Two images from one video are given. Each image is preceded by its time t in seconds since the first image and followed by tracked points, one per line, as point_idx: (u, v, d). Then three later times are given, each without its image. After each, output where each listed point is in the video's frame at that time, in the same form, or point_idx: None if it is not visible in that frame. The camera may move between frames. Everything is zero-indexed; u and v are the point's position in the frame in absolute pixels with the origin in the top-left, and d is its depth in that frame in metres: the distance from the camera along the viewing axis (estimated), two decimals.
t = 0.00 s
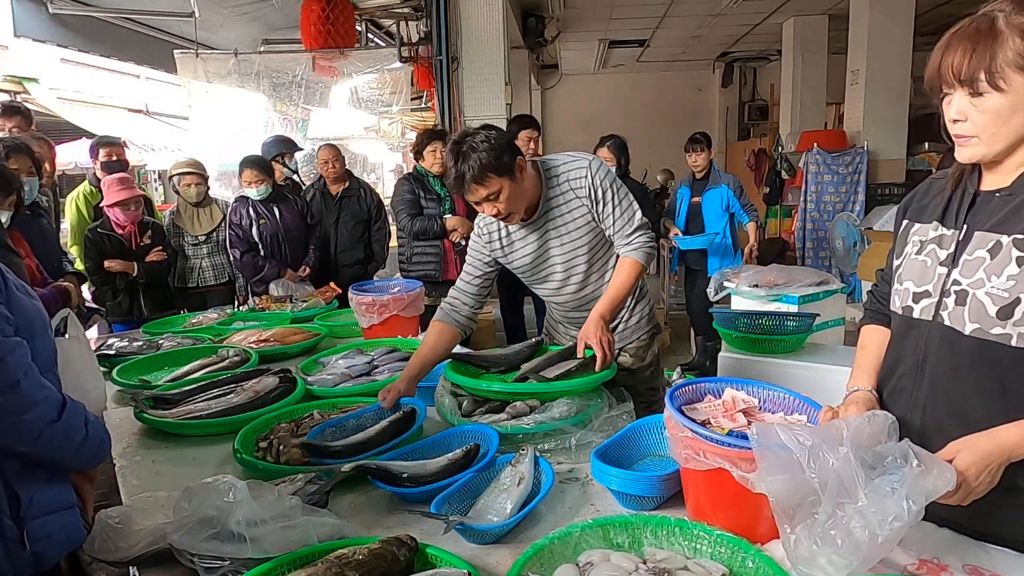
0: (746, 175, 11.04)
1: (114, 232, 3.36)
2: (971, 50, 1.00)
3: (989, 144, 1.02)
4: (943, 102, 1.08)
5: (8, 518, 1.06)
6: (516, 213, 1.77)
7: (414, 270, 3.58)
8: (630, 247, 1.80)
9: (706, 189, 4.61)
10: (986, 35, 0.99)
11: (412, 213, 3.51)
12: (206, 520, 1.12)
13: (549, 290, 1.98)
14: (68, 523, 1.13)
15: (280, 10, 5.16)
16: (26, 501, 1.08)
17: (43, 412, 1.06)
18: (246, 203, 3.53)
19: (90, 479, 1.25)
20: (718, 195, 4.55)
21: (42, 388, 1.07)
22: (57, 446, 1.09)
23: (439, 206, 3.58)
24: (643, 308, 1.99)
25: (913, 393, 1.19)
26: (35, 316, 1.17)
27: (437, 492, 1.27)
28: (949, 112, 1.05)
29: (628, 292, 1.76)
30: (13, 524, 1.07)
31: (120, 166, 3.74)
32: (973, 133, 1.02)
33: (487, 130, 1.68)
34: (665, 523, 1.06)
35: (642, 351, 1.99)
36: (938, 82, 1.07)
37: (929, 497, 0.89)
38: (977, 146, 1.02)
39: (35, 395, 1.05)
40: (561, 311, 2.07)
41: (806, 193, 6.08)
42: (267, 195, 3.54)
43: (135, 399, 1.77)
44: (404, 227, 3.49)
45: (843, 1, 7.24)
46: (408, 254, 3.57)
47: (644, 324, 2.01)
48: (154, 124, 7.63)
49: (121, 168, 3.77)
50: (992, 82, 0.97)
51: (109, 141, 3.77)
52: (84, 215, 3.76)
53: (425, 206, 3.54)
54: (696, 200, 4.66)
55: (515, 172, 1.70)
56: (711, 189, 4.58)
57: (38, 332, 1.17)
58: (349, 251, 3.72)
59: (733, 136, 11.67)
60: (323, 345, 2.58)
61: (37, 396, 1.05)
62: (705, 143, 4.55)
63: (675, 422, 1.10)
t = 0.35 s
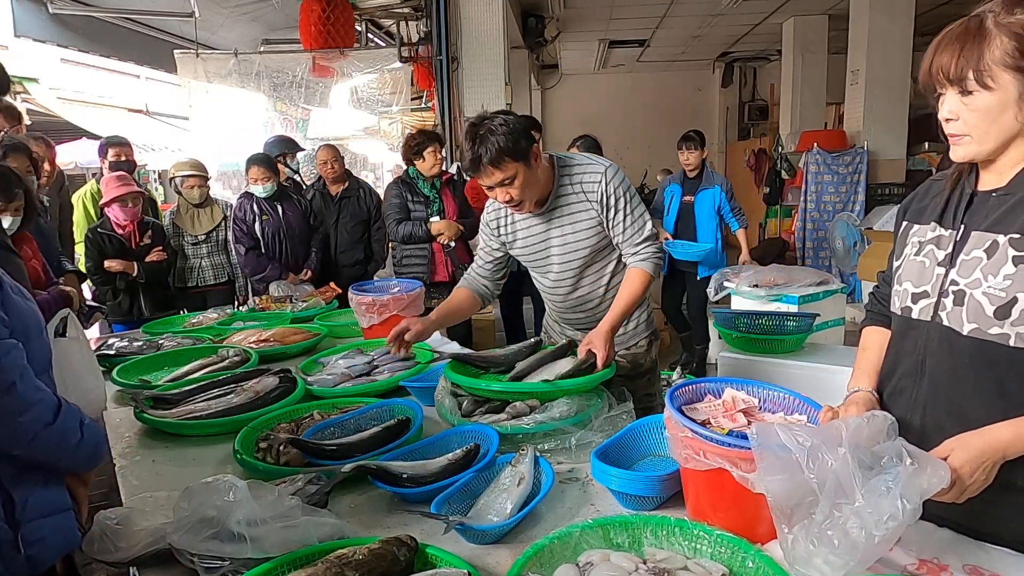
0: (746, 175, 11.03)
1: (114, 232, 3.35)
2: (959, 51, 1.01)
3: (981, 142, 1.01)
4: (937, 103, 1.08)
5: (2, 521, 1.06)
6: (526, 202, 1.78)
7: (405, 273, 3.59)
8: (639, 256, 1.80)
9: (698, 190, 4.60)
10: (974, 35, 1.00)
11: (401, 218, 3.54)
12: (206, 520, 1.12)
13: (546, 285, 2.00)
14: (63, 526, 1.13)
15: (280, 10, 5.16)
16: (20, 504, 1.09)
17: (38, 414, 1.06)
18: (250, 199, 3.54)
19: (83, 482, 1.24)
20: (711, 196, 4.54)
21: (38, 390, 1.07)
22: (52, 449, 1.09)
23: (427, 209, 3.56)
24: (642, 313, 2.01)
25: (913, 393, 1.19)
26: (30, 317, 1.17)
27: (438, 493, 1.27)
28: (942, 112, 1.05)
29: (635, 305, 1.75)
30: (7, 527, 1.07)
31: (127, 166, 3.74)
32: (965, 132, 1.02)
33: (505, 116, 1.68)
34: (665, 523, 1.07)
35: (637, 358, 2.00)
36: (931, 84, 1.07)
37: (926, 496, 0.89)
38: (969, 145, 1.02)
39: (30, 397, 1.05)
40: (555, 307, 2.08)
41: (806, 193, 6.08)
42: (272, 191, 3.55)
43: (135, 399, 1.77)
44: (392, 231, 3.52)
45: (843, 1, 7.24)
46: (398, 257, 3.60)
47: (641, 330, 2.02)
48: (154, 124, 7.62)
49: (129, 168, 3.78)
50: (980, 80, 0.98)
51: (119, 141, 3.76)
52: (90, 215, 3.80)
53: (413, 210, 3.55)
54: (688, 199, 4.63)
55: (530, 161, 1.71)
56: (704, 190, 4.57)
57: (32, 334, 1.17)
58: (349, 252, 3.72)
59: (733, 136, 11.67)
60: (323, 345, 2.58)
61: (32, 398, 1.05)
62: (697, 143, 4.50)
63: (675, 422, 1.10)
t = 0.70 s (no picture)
0: (746, 175, 11.03)
1: (114, 232, 3.35)
2: (958, 50, 1.01)
3: (981, 142, 1.01)
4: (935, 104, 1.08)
5: (6, 521, 1.06)
6: (545, 195, 1.78)
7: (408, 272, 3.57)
8: (632, 278, 1.71)
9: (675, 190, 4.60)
10: (972, 35, 1.00)
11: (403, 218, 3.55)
12: (206, 520, 1.12)
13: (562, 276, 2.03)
14: (64, 527, 1.13)
15: (280, 10, 5.16)
16: (24, 504, 1.09)
17: (42, 414, 1.07)
18: (254, 197, 3.54)
19: (83, 482, 1.24)
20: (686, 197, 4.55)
21: (43, 390, 1.07)
22: (55, 449, 1.09)
23: (428, 208, 3.55)
24: (651, 318, 1.99)
25: (913, 393, 1.19)
26: (32, 317, 1.17)
27: (437, 493, 1.27)
28: (941, 113, 1.05)
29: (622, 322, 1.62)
30: (11, 527, 1.07)
31: (133, 167, 3.76)
32: (965, 131, 1.02)
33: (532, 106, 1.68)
34: (665, 523, 1.06)
35: (641, 363, 2.00)
36: (929, 84, 1.07)
37: (925, 496, 0.89)
38: (969, 144, 1.02)
39: (35, 396, 1.05)
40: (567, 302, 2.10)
41: (807, 193, 6.09)
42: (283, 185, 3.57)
43: (136, 399, 1.77)
44: (394, 231, 3.54)
45: (843, 1, 7.24)
46: (402, 256, 3.58)
47: (648, 334, 2.00)
48: (154, 123, 7.61)
49: (134, 169, 3.79)
50: (980, 80, 0.98)
51: (122, 142, 3.76)
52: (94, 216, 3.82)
53: (414, 209, 3.55)
54: (664, 199, 4.62)
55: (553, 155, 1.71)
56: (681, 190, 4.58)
57: (35, 334, 1.17)
58: (350, 252, 3.73)
59: (733, 136, 11.67)
60: (324, 345, 2.58)
61: (37, 398, 1.05)
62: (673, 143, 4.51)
63: (675, 422, 1.10)
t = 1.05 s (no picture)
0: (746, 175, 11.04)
1: (114, 232, 3.35)
2: (962, 49, 1.01)
3: (985, 141, 1.01)
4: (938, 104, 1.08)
5: (10, 521, 1.06)
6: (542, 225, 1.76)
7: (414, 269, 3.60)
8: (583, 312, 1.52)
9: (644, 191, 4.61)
10: (977, 33, 1.00)
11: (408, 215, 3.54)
12: (206, 520, 1.12)
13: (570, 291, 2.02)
14: (64, 528, 1.12)
15: (280, 10, 5.16)
16: (28, 504, 1.08)
17: (45, 414, 1.06)
18: (261, 195, 3.52)
19: (84, 483, 1.24)
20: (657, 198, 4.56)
21: (46, 390, 1.07)
22: (58, 449, 1.09)
23: (436, 206, 3.53)
24: (661, 319, 1.99)
25: (912, 393, 1.19)
26: (36, 317, 1.17)
27: (437, 492, 1.27)
28: (944, 112, 1.05)
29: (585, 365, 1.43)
30: (15, 527, 1.06)
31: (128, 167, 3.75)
32: (969, 130, 1.02)
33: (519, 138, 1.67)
34: (665, 523, 1.07)
35: (652, 364, 2.00)
36: (932, 84, 1.07)
37: (924, 496, 0.89)
38: (973, 143, 1.02)
39: (38, 397, 1.05)
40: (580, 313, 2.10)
41: (807, 193, 6.09)
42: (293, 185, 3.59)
43: (135, 399, 1.77)
44: (401, 229, 3.56)
45: (843, 1, 7.24)
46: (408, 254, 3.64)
47: (658, 334, 1.99)
48: (154, 123, 7.61)
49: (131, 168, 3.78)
50: (985, 77, 0.97)
51: (120, 142, 3.76)
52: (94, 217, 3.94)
53: (422, 207, 3.53)
54: (636, 199, 4.59)
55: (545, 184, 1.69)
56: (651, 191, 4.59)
57: (38, 334, 1.17)
58: (352, 252, 3.74)
59: (733, 136, 11.67)
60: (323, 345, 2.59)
61: (40, 398, 1.05)
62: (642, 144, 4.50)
63: (675, 423, 1.10)
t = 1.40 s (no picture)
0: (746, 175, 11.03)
1: (114, 232, 3.35)
2: (962, 48, 1.01)
3: (985, 139, 1.01)
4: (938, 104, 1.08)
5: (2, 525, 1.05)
6: (546, 203, 1.78)
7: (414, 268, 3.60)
8: (643, 283, 1.77)
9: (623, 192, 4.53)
10: (976, 32, 1.00)
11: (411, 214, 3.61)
12: (207, 520, 1.12)
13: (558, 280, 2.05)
14: (62, 530, 1.12)
15: (280, 10, 5.16)
16: (20, 509, 1.08)
17: (40, 417, 1.05)
18: (263, 194, 3.53)
19: (83, 485, 1.24)
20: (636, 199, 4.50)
21: (39, 393, 1.06)
22: (53, 452, 1.08)
23: (439, 205, 3.55)
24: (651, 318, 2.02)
25: (912, 394, 1.19)
26: (33, 319, 1.15)
27: (437, 492, 1.27)
28: (944, 110, 1.05)
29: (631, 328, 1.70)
30: (6, 531, 1.06)
31: (126, 167, 3.74)
32: (969, 129, 1.02)
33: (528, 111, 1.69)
34: (665, 523, 1.07)
35: (644, 362, 2.03)
36: (932, 83, 1.07)
37: (923, 495, 0.89)
38: (973, 142, 1.02)
39: (31, 400, 1.04)
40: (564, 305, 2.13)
41: (807, 193, 6.09)
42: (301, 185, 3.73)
43: (135, 399, 1.77)
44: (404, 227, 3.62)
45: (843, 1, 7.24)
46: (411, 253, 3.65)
47: (649, 333, 2.03)
48: (154, 124, 7.60)
49: (128, 168, 3.77)
50: (985, 76, 0.97)
51: (118, 142, 3.75)
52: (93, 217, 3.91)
53: (425, 206, 3.59)
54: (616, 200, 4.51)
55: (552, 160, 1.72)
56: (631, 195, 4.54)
57: (36, 336, 1.15)
58: (353, 253, 3.74)
59: (733, 136, 11.67)
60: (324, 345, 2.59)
61: (34, 402, 1.04)
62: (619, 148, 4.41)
63: (675, 422, 1.10)
